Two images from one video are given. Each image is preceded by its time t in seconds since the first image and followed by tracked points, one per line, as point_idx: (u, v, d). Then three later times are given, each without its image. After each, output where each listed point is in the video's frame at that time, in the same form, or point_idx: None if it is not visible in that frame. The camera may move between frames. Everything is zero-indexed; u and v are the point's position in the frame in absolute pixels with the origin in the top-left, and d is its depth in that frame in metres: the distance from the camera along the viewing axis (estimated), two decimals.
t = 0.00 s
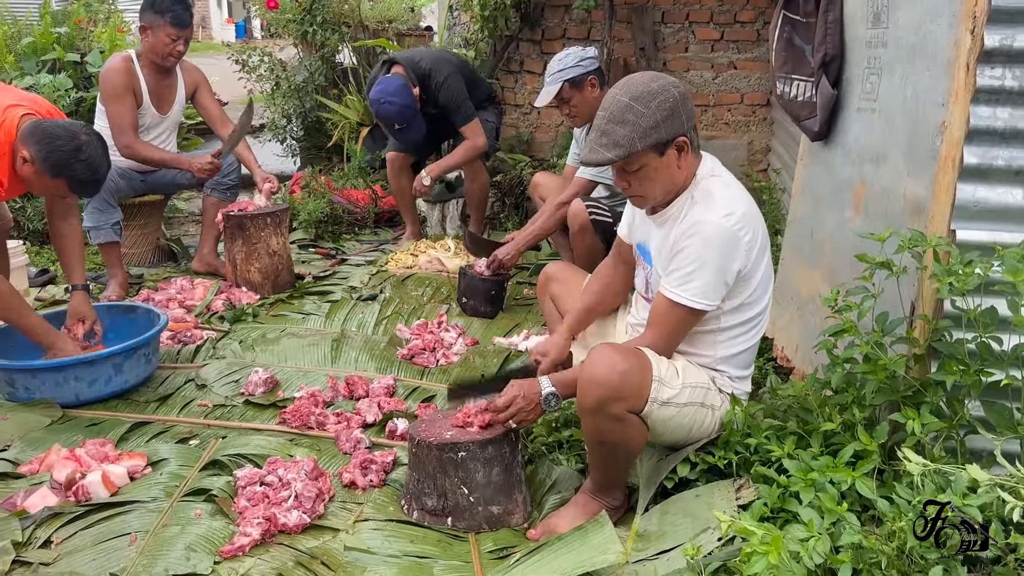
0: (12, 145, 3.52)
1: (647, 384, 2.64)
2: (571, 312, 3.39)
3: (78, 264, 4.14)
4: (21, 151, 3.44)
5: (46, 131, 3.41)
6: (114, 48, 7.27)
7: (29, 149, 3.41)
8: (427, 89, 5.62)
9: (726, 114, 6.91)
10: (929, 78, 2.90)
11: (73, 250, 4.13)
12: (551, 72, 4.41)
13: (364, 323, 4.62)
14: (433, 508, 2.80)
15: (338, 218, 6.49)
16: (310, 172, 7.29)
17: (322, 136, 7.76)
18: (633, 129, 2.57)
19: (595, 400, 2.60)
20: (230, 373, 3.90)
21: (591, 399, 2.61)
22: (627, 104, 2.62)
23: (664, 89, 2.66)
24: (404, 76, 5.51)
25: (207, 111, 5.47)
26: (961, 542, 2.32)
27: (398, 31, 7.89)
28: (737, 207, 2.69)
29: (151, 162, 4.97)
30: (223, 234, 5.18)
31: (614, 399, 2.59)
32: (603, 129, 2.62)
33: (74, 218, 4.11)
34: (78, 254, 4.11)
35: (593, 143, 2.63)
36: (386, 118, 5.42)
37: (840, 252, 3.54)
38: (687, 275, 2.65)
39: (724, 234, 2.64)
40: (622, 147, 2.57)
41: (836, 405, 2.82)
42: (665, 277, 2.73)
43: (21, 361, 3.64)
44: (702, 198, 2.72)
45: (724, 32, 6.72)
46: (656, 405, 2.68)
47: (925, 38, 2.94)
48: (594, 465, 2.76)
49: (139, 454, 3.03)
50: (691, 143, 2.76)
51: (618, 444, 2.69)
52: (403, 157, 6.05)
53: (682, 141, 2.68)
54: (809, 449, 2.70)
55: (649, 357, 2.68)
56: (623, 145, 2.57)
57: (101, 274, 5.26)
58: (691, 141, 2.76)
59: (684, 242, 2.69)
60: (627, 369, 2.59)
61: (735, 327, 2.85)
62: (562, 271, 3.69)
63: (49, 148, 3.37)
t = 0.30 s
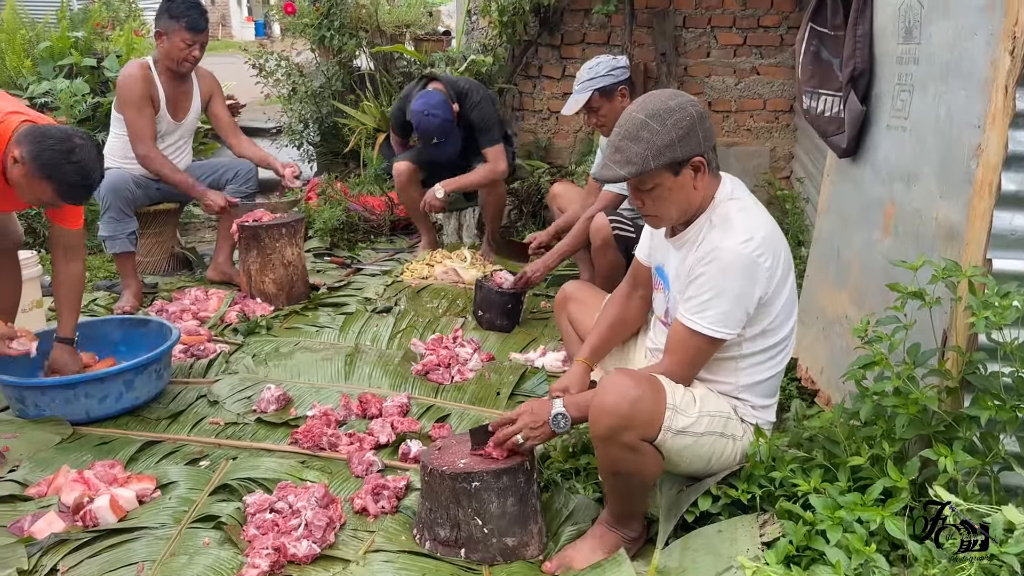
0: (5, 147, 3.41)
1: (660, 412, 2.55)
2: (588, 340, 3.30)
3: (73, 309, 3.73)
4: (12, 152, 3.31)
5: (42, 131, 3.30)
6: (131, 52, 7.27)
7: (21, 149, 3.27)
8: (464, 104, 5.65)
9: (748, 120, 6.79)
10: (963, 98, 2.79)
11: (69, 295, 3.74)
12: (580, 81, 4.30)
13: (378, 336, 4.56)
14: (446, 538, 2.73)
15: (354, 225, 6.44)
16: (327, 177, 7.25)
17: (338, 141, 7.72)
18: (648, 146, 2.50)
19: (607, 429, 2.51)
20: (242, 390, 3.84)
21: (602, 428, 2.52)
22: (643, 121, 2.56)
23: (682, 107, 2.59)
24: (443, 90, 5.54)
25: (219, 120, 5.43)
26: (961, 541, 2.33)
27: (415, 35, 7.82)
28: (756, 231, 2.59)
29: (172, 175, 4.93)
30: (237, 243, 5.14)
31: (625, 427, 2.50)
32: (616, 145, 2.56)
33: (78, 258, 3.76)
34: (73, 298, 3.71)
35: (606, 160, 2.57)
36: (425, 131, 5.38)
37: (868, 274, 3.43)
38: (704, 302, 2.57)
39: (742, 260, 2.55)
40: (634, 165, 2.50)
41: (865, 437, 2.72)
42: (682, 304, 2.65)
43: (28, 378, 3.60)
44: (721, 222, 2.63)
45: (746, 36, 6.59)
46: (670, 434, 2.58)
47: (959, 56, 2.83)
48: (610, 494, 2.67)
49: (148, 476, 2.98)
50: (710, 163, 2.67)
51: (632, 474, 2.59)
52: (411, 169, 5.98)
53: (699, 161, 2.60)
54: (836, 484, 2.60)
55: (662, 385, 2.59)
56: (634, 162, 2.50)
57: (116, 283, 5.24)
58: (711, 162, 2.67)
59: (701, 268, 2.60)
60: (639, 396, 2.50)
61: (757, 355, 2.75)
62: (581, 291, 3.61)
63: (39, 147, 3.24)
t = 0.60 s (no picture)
0: None
1: (676, 432, 2.50)
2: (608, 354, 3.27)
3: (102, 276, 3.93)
4: None
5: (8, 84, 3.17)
6: (154, 57, 7.34)
7: None
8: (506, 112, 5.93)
9: (772, 125, 6.70)
10: (992, 110, 2.72)
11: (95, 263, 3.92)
12: (603, 90, 4.27)
13: (396, 344, 4.55)
14: (459, 556, 2.72)
15: (373, 230, 6.44)
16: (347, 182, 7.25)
17: (359, 146, 7.73)
18: (660, 154, 2.46)
19: (621, 448, 2.48)
20: (259, 399, 3.84)
21: (616, 447, 2.49)
22: (655, 129, 2.51)
23: (695, 115, 2.54)
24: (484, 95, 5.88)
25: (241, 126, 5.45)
26: (961, 541, 2.33)
27: (436, 40, 7.80)
28: (768, 240, 2.54)
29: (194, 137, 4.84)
30: (257, 250, 5.15)
31: (640, 448, 2.47)
32: (629, 153, 2.52)
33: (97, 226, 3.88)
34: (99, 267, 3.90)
35: (618, 168, 2.53)
36: (472, 120, 5.57)
37: (893, 287, 3.35)
38: (717, 314, 2.52)
39: (755, 269, 2.49)
40: (646, 173, 2.46)
41: (888, 457, 2.66)
42: (694, 316, 2.60)
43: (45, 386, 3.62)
44: (733, 232, 2.58)
45: (771, 41, 6.50)
46: (686, 454, 2.54)
47: (989, 67, 2.76)
48: (624, 514, 2.63)
49: (163, 487, 2.98)
50: (723, 172, 2.62)
51: (646, 494, 2.55)
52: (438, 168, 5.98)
53: (711, 169, 2.55)
54: (858, 506, 2.54)
55: (677, 403, 2.54)
56: (647, 170, 2.46)
57: (137, 288, 5.27)
58: (723, 170, 2.62)
59: (713, 279, 2.56)
60: (653, 416, 2.46)
61: (774, 368, 2.69)
62: (598, 304, 3.58)
63: None
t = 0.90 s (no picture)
0: None
1: (704, 450, 2.44)
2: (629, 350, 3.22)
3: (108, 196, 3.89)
4: None
5: None
6: (181, 62, 7.40)
7: None
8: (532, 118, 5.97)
9: (802, 128, 6.58)
10: None
11: (99, 183, 3.87)
12: (626, 97, 4.21)
13: (416, 351, 4.51)
14: (475, 569, 2.67)
15: (396, 235, 6.43)
16: (371, 186, 7.25)
17: (383, 150, 7.73)
18: (681, 161, 2.40)
19: (648, 466, 2.42)
20: (278, 405, 3.83)
21: (642, 464, 2.42)
22: (675, 136, 2.46)
23: (717, 119, 2.47)
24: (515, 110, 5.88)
25: (273, 132, 5.47)
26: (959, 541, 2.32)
27: (461, 44, 7.78)
28: (795, 246, 2.45)
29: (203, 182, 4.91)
30: (279, 255, 5.16)
31: (667, 466, 2.40)
32: (649, 161, 2.47)
33: (99, 149, 3.82)
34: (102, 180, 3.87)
35: (639, 177, 2.48)
36: (506, 83, 5.63)
37: (924, 297, 3.25)
38: (743, 325, 2.44)
39: (781, 277, 2.41)
40: (667, 181, 2.40)
41: (919, 475, 2.57)
42: (720, 327, 2.52)
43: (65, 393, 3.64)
44: (758, 240, 2.50)
45: (800, 43, 6.39)
46: (714, 472, 2.47)
47: None
48: (646, 530, 2.57)
49: (179, 495, 2.98)
50: (747, 178, 2.54)
51: (672, 513, 2.49)
52: (464, 169, 5.96)
53: (735, 175, 2.47)
54: (887, 523, 2.45)
55: (706, 418, 2.48)
56: (668, 179, 2.40)
57: (160, 292, 5.31)
58: (747, 176, 2.55)
59: (739, 288, 2.48)
60: (681, 433, 2.40)
61: (802, 380, 2.60)
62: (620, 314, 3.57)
63: None
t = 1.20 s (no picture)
0: None
1: (715, 476, 2.36)
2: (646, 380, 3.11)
3: (77, 150, 3.72)
4: None
5: None
6: (202, 69, 7.44)
7: None
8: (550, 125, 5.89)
9: (829, 134, 6.42)
10: None
11: (69, 137, 3.70)
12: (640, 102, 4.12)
13: (429, 362, 4.44)
14: None
15: (413, 243, 6.37)
16: (390, 193, 7.22)
17: (402, 157, 7.70)
18: (699, 176, 2.30)
19: (656, 491, 2.34)
20: (287, 417, 3.78)
21: (650, 490, 2.35)
22: (693, 148, 2.35)
23: (738, 132, 2.37)
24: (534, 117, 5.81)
25: (291, 141, 5.43)
26: (960, 541, 2.34)
27: (481, 50, 7.72)
28: (817, 264, 2.33)
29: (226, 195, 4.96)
30: (294, 264, 5.12)
31: (676, 492, 2.33)
32: (665, 175, 2.37)
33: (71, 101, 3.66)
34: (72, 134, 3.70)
35: (655, 192, 2.38)
36: (522, 92, 5.57)
37: (953, 313, 3.11)
38: (760, 346, 2.33)
39: (802, 297, 2.30)
40: (686, 197, 2.30)
41: (944, 502, 2.43)
42: (736, 347, 2.41)
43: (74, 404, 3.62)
44: (778, 256, 2.38)
45: (827, 47, 6.23)
46: (726, 499, 2.39)
47: None
48: (657, 556, 2.50)
49: (181, 510, 2.93)
50: (769, 193, 2.43)
51: (681, 540, 2.42)
52: (485, 177, 5.88)
53: (757, 191, 2.36)
54: (908, 552, 2.33)
55: (717, 441, 2.39)
56: (686, 195, 2.30)
57: (176, 301, 5.31)
58: (769, 191, 2.43)
59: (756, 306, 2.37)
60: (690, 458, 2.32)
61: (823, 404, 2.48)
62: (631, 325, 3.46)
63: None
